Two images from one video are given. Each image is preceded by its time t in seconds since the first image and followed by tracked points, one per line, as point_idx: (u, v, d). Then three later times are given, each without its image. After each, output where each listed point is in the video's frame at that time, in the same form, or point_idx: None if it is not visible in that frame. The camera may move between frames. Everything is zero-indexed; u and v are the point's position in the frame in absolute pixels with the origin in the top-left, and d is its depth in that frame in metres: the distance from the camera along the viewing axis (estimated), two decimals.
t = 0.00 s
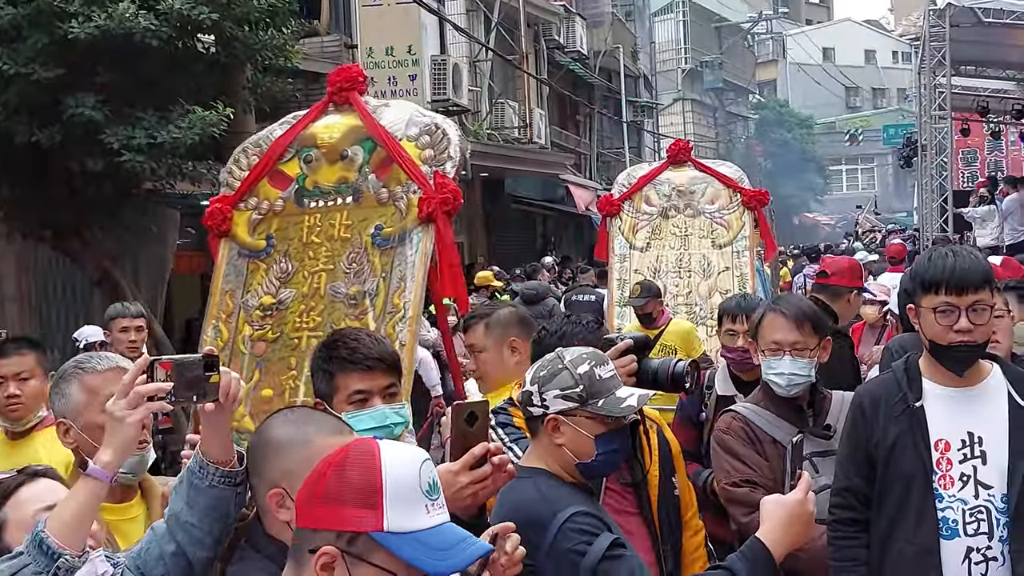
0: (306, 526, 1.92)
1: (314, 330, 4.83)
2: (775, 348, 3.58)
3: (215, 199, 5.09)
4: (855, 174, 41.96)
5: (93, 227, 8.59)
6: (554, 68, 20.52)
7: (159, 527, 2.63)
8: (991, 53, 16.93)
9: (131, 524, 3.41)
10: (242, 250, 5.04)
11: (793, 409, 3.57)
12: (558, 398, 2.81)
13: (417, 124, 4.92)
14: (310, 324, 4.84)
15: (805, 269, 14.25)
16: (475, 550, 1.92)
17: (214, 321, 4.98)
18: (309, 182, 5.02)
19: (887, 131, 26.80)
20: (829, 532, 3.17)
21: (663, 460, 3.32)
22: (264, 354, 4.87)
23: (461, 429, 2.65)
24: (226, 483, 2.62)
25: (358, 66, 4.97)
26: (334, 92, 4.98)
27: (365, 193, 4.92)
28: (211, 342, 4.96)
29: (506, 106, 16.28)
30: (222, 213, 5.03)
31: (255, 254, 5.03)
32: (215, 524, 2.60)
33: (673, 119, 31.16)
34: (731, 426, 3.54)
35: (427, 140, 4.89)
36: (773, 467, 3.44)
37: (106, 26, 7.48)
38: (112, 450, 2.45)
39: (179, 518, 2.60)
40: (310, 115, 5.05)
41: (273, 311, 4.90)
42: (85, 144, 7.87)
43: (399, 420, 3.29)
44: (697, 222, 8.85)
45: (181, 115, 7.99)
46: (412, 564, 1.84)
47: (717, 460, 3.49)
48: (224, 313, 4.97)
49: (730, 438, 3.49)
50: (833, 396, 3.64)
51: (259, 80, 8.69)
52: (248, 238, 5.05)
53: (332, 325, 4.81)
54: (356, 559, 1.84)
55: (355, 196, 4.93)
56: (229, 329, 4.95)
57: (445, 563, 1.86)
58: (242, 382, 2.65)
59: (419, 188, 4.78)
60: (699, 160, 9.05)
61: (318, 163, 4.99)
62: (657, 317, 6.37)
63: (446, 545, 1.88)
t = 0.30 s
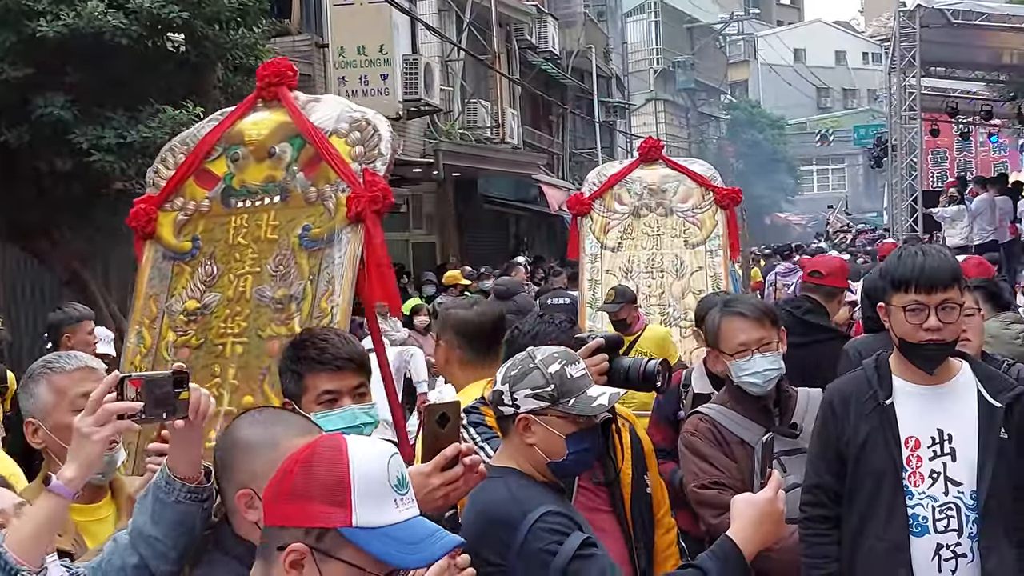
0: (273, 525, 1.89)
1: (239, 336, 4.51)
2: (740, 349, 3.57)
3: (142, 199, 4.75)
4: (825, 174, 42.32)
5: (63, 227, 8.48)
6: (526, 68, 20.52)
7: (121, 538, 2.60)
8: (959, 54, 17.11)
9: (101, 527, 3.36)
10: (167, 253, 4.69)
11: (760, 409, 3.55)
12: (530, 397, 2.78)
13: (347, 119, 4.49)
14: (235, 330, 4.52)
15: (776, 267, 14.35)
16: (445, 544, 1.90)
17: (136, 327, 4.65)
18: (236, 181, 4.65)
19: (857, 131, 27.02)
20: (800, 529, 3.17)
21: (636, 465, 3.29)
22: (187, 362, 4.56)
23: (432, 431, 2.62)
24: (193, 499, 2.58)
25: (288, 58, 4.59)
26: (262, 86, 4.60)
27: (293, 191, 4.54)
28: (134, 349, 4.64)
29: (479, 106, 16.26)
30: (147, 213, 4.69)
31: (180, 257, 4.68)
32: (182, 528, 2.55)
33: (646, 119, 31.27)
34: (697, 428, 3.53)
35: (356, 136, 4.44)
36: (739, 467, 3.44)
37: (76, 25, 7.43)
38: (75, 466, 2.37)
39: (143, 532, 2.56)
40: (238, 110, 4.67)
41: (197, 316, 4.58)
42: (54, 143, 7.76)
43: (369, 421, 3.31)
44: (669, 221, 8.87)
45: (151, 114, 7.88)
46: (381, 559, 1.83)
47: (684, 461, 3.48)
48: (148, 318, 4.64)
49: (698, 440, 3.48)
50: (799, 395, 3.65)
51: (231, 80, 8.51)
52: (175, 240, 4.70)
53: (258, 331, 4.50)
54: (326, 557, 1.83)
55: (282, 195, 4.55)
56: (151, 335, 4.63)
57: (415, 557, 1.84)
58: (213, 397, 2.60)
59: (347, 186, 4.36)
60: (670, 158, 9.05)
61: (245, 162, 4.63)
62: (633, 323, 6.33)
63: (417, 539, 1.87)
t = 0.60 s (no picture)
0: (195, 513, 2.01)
1: (155, 342, 4.75)
2: (694, 352, 3.56)
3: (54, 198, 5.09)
4: (788, 175, 42.69)
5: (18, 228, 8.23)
6: (490, 68, 20.48)
7: (79, 546, 2.56)
8: (919, 56, 17.30)
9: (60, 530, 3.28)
10: (80, 254, 5.03)
11: (717, 410, 3.55)
12: (493, 397, 2.75)
13: (267, 116, 4.86)
14: (151, 334, 4.78)
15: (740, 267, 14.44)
16: (364, 473, 2.05)
17: (48, 333, 4.92)
18: (152, 179, 5.01)
19: (819, 133, 27.27)
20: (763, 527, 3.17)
21: (598, 470, 3.27)
22: (101, 366, 4.82)
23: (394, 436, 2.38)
24: (151, 508, 2.51)
25: (205, 55, 4.99)
26: (180, 80, 5.00)
27: (211, 190, 4.88)
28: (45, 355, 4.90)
29: (443, 105, 16.20)
30: (58, 214, 5.03)
31: (93, 258, 5.01)
32: (140, 538, 2.50)
33: (610, 120, 31.38)
34: (655, 432, 3.52)
35: (277, 132, 4.81)
36: (698, 468, 3.43)
37: (34, 22, 7.30)
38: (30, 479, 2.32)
39: (100, 541, 2.51)
40: (155, 107, 5.05)
41: (111, 320, 4.87)
42: (12, 142, 7.60)
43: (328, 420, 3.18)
44: (635, 220, 8.90)
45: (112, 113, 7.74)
46: (305, 503, 1.97)
47: (644, 466, 3.46)
48: (60, 324, 4.93)
49: (655, 444, 3.48)
50: (755, 391, 3.64)
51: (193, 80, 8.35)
52: (87, 241, 5.04)
53: (174, 337, 4.74)
54: (257, 520, 1.96)
55: (200, 194, 4.90)
56: (64, 340, 4.91)
57: (337, 494, 2.00)
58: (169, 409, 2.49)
59: (268, 184, 4.70)
60: (635, 156, 9.05)
61: (161, 160, 5.00)
62: (600, 321, 6.23)
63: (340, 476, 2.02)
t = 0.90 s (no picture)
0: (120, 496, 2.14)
1: (71, 349, 4.60)
2: (657, 353, 3.53)
3: None
4: (756, 176, 42.98)
5: None
6: (459, 67, 20.43)
7: (48, 546, 2.45)
8: (885, 57, 17.45)
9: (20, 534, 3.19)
10: None
11: (681, 410, 3.54)
12: (458, 396, 2.72)
13: (192, 111, 4.75)
14: (67, 340, 4.62)
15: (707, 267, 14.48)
16: (288, 448, 2.17)
17: None
18: (71, 177, 4.86)
19: (786, 134, 27.46)
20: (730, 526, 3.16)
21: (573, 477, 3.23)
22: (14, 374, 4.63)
23: (357, 433, 2.32)
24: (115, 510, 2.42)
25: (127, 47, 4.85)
26: (102, 73, 4.87)
27: (132, 188, 4.74)
28: None
29: (411, 104, 16.10)
30: None
31: (6, 261, 4.82)
32: (106, 542, 2.40)
33: (578, 121, 31.41)
34: (619, 433, 3.49)
35: (201, 128, 4.72)
36: (663, 469, 3.42)
37: None
38: None
39: (66, 544, 2.42)
40: (75, 100, 4.91)
41: (25, 326, 4.70)
42: None
43: (293, 421, 3.22)
44: (603, 220, 8.88)
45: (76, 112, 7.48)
46: (229, 475, 2.09)
47: (608, 468, 3.42)
48: None
49: (619, 445, 3.45)
50: (718, 392, 3.63)
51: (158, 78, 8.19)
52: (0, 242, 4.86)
53: (91, 344, 4.59)
54: (183, 498, 2.08)
55: (121, 192, 4.76)
56: None
57: (263, 466, 2.12)
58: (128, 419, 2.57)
59: (191, 182, 4.59)
60: (602, 154, 9.07)
61: (81, 157, 4.86)
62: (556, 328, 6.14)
63: (261, 449, 2.14)
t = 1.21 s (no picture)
0: (106, 501, 2.14)
1: None
2: (645, 352, 3.53)
3: None
4: (739, 178, 43.13)
5: None
6: (443, 67, 20.41)
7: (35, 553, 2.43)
8: (869, 60, 17.55)
9: None
10: None
11: (668, 410, 3.54)
12: (429, 396, 2.73)
13: (122, 108, 4.85)
14: None
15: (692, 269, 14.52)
16: (283, 451, 2.19)
17: None
18: None
19: (770, 136, 27.58)
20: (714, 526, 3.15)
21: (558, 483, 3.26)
22: None
23: (342, 435, 2.31)
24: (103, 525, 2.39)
25: (59, 40, 4.93)
26: (32, 66, 4.93)
27: (61, 187, 4.79)
28: None
29: (395, 104, 16.08)
30: None
31: None
32: (94, 556, 2.38)
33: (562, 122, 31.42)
34: (606, 432, 3.49)
35: (132, 124, 4.81)
36: (649, 469, 3.42)
37: None
38: None
39: (54, 556, 2.38)
40: (4, 95, 4.98)
41: None
42: None
43: (277, 422, 3.12)
44: (586, 220, 8.87)
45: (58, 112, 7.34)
46: (222, 480, 2.10)
47: (595, 467, 3.44)
48: None
49: (606, 444, 3.45)
50: (705, 392, 3.62)
51: (141, 77, 8.12)
52: None
53: (14, 350, 4.58)
54: (178, 505, 2.09)
55: (48, 192, 4.81)
56: None
57: (255, 472, 2.13)
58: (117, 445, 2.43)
59: (118, 180, 4.66)
60: (585, 153, 9.05)
61: (11, 155, 4.91)
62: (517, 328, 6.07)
63: (255, 455, 2.16)
